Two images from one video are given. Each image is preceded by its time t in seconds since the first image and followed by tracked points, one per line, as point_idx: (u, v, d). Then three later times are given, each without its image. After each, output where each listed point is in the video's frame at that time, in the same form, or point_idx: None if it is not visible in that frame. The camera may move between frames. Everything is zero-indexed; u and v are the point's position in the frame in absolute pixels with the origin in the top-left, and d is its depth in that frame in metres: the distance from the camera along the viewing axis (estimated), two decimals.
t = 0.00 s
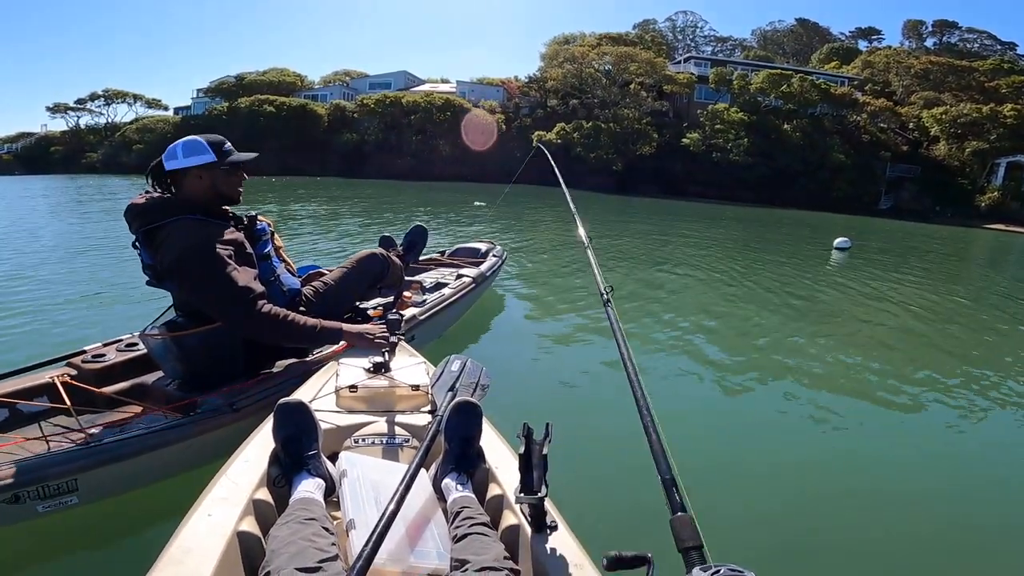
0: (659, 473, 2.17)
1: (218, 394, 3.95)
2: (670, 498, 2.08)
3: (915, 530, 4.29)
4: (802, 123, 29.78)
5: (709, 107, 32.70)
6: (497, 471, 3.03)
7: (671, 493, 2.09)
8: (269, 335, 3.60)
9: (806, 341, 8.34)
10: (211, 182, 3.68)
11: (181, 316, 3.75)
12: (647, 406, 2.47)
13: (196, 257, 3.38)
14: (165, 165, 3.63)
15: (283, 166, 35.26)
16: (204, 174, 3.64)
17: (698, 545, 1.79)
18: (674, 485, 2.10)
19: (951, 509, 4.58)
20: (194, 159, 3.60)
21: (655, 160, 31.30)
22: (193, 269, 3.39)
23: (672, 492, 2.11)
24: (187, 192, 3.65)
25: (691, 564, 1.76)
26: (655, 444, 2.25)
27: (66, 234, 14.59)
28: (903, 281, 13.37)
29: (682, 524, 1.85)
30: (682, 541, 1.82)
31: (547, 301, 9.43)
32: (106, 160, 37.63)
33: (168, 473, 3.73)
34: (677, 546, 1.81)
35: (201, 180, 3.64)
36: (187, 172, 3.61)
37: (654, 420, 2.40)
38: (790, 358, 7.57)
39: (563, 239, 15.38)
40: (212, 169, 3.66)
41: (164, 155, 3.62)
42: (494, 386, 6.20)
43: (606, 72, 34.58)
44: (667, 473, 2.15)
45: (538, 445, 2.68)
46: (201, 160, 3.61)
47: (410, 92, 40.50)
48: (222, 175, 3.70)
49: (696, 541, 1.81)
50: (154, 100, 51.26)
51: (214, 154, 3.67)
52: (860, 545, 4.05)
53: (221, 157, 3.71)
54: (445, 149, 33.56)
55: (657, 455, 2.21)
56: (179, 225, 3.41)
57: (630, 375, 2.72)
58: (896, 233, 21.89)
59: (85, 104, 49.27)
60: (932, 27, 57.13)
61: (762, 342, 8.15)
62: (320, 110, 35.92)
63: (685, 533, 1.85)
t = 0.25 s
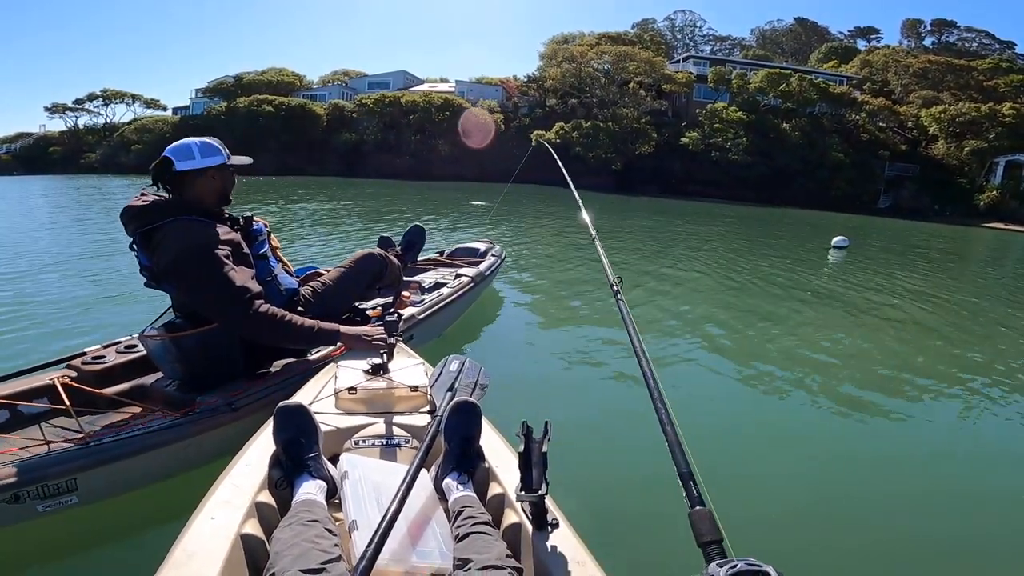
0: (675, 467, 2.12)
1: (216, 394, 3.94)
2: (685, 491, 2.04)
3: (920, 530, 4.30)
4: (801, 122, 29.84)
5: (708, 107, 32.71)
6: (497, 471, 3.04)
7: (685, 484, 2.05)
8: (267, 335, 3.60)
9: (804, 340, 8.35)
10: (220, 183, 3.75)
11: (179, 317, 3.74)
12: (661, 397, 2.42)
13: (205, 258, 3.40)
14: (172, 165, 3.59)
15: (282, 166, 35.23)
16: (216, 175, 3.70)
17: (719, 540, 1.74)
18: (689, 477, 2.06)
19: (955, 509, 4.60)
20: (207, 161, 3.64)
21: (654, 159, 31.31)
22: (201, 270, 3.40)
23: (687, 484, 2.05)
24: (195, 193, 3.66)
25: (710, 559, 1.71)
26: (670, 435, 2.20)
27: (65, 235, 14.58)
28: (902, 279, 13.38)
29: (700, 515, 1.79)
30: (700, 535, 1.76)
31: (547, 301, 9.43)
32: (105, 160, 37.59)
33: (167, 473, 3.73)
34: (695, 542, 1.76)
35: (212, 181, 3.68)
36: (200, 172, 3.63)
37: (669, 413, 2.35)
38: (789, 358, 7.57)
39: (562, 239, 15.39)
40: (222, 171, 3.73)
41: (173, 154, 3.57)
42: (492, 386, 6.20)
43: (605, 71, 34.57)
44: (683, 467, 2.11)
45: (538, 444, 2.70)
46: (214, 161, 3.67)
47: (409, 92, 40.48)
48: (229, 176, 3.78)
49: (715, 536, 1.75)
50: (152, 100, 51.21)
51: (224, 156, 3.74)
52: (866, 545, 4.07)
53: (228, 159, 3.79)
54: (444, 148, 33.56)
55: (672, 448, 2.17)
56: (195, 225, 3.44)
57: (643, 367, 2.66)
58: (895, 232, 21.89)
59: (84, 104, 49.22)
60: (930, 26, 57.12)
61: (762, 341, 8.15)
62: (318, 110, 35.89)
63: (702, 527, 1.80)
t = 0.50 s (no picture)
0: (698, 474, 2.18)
1: (212, 393, 3.93)
2: (709, 498, 2.08)
3: (927, 530, 4.29)
4: (800, 121, 29.85)
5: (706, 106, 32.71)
6: (496, 472, 3.03)
7: (709, 491, 2.10)
8: (262, 334, 3.56)
9: (803, 339, 8.34)
10: (215, 181, 3.77)
11: (176, 316, 3.73)
12: (684, 410, 2.48)
13: (202, 256, 3.39)
14: (167, 164, 3.59)
15: (280, 166, 35.18)
16: (212, 173, 3.72)
17: (740, 542, 1.79)
18: (712, 485, 2.11)
19: (962, 509, 4.59)
20: (203, 159, 3.67)
21: (653, 158, 31.28)
22: (198, 268, 3.39)
23: (711, 492, 2.10)
24: (193, 191, 3.68)
25: (732, 561, 1.77)
26: (694, 445, 2.26)
27: (63, 235, 14.54)
28: (901, 278, 13.39)
29: (720, 521, 1.85)
30: (723, 538, 1.82)
31: (545, 301, 9.42)
32: (103, 160, 37.52)
33: (164, 473, 3.72)
34: (718, 544, 1.82)
35: (209, 179, 3.71)
36: (197, 171, 3.66)
37: (693, 424, 2.40)
38: (787, 356, 7.55)
39: (561, 238, 15.37)
40: (217, 169, 3.76)
41: (168, 153, 3.58)
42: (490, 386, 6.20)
43: (604, 70, 34.54)
44: (706, 475, 2.16)
45: (536, 444, 2.71)
46: (210, 159, 3.70)
47: (408, 91, 40.45)
48: (224, 175, 3.83)
49: (737, 539, 1.81)
50: (150, 100, 51.14)
51: (219, 154, 3.77)
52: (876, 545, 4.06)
53: (222, 158, 3.82)
54: (443, 148, 33.53)
55: (695, 457, 2.22)
56: (195, 223, 3.47)
57: (666, 381, 2.73)
58: (894, 231, 21.88)
59: (82, 104, 49.14)
60: (928, 25, 57.13)
61: (760, 340, 8.14)
62: (317, 110, 35.84)
63: (724, 530, 1.86)
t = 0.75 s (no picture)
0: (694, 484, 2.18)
1: (204, 393, 3.92)
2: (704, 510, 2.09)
3: (932, 529, 4.27)
4: (798, 121, 29.86)
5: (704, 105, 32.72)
6: (489, 475, 3.03)
7: (705, 503, 2.10)
8: (254, 335, 3.54)
9: (799, 338, 8.34)
10: (206, 181, 3.78)
11: (168, 316, 3.73)
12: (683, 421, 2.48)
13: (191, 256, 3.38)
14: (158, 164, 3.59)
15: (278, 166, 35.14)
16: (202, 173, 3.73)
17: (733, 554, 1.80)
18: (709, 495, 2.11)
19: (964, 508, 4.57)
20: (194, 159, 3.66)
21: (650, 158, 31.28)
22: (188, 269, 3.38)
23: (707, 503, 2.11)
24: (185, 191, 3.69)
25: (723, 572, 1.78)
26: (690, 457, 2.26)
27: (59, 235, 14.50)
28: (898, 278, 13.39)
29: (714, 533, 1.85)
30: (716, 550, 1.83)
31: (541, 300, 9.42)
32: (99, 161, 37.43)
33: (155, 474, 3.71)
34: (711, 555, 1.83)
35: (201, 179, 3.72)
36: (188, 170, 3.66)
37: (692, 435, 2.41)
38: (783, 356, 7.55)
39: (558, 239, 15.37)
40: (208, 168, 3.76)
41: (158, 152, 3.57)
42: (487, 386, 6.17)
43: (602, 69, 34.53)
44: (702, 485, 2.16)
45: (528, 448, 2.71)
46: (201, 158, 3.70)
47: (406, 91, 40.44)
48: (216, 173, 3.83)
49: (730, 551, 1.82)
50: (147, 100, 51.05)
51: (210, 153, 3.77)
52: (880, 545, 4.04)
53: (213, 157, 3.82)
54: (441, 148, 33.51)
55: (692, 467, 2.23)
56: (186, 223, 3.47)
57: (665, 391, 2.73)
58: (891, 230, 21.91)
59: (78, 105, 49.02)
60: (926, 25, 57.16)
61: (755, 339, 8.15)
62: (314, 110, 35.81)
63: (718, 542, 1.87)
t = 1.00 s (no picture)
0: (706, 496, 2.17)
1: (192, 393, 3.92)
2: (716, 519, 2.07)
3: (930, 529, 4.28)
4: (793, 121, 29.94)
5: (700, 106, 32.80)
6: (476, 477, 3.04)
7: (715, 513, 2.09)
8: (241, 335, 3.53)
9: (791, 338, 8.36)
10: (196, 179, 3.77)
11: (156, 315, 3.73)
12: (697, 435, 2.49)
13: (181, 255, 3.38)
14: (146, 163, 3.58)
15: (273, 168, 35.06)
16: (191, 171, 3.72)
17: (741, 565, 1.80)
18: (719, 507, 2.09)
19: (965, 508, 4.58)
20: (184, 157, 3.66)
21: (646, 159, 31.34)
22: (178, 267, 3.38)
23: (717, 513, 2.10)
24: (174, 190, 3.69)
25: None
26: (703, 472, 2.25)
27: (52, 237, 14.47)
28: (891, 277, 13.43)
29: (724, 542, 1.86)
30: (725, 559, 1.83)
31: (535, 301, 9.43)
32: (94, 162, 37.34)
33: (140, 475, 3.71)
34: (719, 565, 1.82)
35: (190, 177, 3.72)
36: (177, 169, 3.66)
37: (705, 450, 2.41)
38: (775, 355, 7.57)
39: (552, 239, 15.40)
40: (198, 167, 3.75)
41: (146, 151, 3.56)
42: (482, 387, 6.17)
43: (598, 70, 34.60)
44: (715, 497, 2.15)
45: (516, 449, 2.70)
46: (189, 157, 3.69)
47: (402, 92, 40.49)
48: (206, 172, 3.83)
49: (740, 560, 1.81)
50: (143, 102, 50.96)
51: (199, 151, 3.76)
52: (881, 545, 4.05)
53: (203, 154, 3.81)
54: (437, 148, 33.53)
55: (705, 480, 2.22)
56: (177, 222, 3.47)
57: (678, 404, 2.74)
58: (886, 230, 21.96)
59: (73, 106, 48.89)
60: (921, 25, 57.35)
61: (749, 338, 8.16)
62: (310, 111, 35.81)
63: (726, 552, 1.87)
